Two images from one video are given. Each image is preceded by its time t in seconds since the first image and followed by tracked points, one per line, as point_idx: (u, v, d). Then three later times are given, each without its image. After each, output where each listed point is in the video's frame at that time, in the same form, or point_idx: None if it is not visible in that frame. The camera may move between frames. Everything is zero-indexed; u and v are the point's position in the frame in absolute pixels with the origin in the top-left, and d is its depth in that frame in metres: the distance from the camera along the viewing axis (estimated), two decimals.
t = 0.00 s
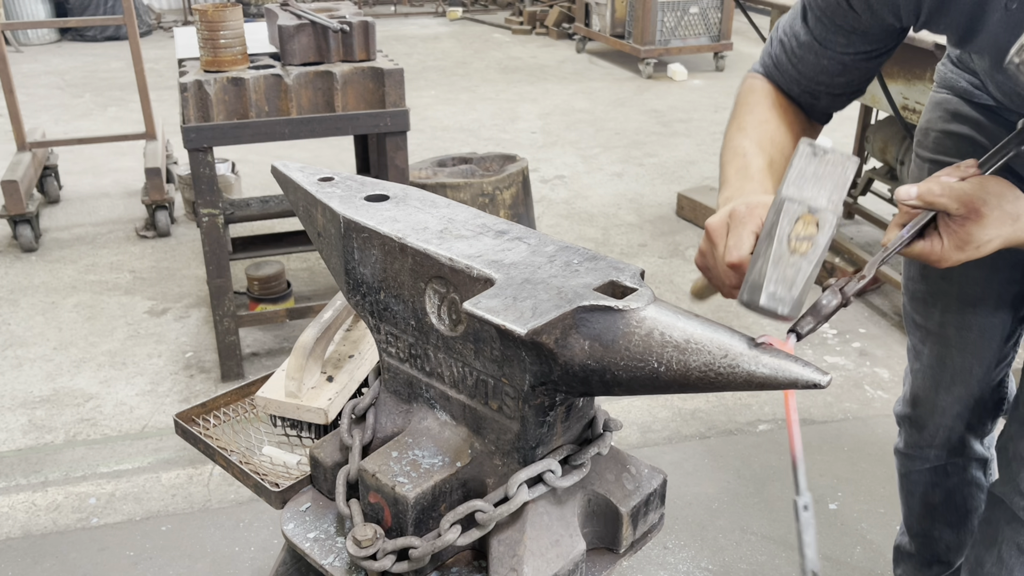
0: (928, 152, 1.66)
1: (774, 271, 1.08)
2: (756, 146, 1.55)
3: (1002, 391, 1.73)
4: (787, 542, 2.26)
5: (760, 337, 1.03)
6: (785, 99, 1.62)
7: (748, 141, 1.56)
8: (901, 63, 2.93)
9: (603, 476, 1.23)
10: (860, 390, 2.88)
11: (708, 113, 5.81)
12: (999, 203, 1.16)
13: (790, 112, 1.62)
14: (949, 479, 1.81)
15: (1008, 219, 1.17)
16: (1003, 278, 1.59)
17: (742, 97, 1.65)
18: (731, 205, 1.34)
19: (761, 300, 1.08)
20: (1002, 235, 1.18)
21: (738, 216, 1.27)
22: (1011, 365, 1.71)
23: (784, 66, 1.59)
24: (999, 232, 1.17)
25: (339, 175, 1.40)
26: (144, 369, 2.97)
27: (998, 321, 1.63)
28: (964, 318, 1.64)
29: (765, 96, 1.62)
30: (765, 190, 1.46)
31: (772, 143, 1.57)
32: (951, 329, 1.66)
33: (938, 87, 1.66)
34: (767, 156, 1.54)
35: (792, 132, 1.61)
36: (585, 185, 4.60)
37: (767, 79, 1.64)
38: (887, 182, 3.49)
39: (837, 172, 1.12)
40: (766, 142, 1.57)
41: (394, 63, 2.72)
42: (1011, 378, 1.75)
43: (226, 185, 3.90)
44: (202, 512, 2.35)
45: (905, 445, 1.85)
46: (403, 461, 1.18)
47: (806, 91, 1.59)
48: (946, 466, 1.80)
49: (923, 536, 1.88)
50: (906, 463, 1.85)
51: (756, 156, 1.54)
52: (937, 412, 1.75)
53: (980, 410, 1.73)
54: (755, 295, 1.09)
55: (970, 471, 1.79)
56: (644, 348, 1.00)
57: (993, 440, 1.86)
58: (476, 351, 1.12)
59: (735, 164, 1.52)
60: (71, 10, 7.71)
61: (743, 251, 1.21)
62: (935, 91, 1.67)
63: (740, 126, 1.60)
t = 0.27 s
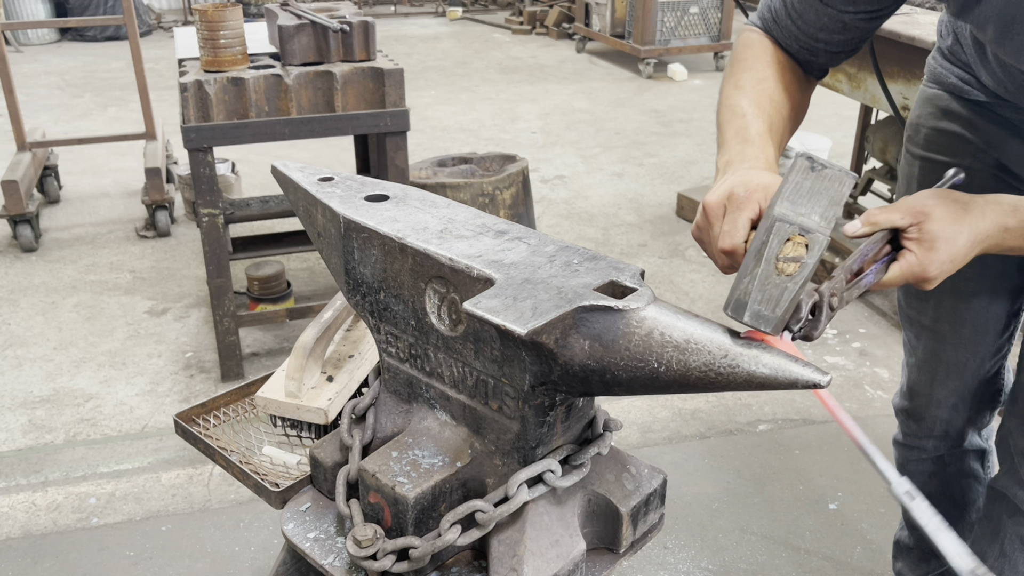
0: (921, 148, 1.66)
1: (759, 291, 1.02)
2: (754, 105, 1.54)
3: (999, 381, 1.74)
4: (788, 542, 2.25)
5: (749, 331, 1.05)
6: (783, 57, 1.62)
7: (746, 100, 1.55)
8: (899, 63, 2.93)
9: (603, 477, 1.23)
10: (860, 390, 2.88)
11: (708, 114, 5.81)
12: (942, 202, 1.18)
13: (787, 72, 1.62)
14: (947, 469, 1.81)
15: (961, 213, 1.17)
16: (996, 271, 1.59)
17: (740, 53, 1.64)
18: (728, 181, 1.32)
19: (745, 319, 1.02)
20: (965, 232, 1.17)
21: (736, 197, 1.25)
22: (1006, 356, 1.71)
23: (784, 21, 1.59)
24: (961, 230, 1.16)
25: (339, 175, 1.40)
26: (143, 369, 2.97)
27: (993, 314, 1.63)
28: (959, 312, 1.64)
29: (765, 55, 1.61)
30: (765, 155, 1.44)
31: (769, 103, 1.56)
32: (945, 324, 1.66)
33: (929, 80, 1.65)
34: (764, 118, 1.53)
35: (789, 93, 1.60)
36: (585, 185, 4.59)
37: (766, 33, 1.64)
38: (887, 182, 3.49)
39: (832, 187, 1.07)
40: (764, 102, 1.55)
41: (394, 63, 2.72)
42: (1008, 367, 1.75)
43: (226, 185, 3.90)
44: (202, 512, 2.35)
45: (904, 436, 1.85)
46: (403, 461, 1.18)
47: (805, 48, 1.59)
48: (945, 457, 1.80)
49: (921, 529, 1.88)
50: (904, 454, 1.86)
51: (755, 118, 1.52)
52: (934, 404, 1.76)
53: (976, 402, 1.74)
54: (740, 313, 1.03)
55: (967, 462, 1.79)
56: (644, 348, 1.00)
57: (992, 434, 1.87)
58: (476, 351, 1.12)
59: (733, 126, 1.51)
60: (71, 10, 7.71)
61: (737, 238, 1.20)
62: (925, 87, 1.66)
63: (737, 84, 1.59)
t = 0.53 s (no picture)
0: (909, 150, 1.66)
1: (749, 293, 1.01)
2: (748, 96, 1.55)
3: (988, 380, 1.74)
4: (787, 542, 2.26)
5: (745, 331, 1.05)
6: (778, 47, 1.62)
7: (740, 93, 1.56)
8: (899, 64, 2.93)
9: (603, 477, 1.23)
10: (860, 390, 2.88)
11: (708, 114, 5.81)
12: (953, 231, 1.19)
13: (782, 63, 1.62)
14: (940, 468, 1.81)
15: (968, 243, 1.19)
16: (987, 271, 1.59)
17: (734, 43, 1.64)
18: (719, 183, 1.34)
19: (740, 322, 1.03)
20: (963, 257, 1.18)
21: (727, 200, 1.26)
22: (995, 355, 1.72)
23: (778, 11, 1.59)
24: (960, 255, 1.18)
25: (339, 175, 1.40)
26: (143, 369, 2.97)
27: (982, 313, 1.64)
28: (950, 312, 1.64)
29: (760, 45, 1.62)
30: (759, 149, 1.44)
31: (764, 94, 1.57)
32: (934, 324, 1.66)
33: (917, 83, 1.65)
34: (759, 111, 1.53)
35: (783, 84, 1.61)
36: (585, 185, 4.59)
37: (759, 22, 1.64)
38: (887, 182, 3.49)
39: (804, 179, 1.03)
40: (758, 94, 1.56)
41: (394, 63, 2.72)
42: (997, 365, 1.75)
43: (226, 185, 3.90)
44: (202, 512, 2.35)
45: (896, 436, 1.85)
46: (403, 461, 1.18)
47: (800, 38, 1.59)
48: (937, 457, 1.80)
49: (918, 529, 1.87)
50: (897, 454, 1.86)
51: (750, 112, 1.53)
52: (924, 404, 1.76)
53: (966, 400, 1.74)
54: (733, 317, 1.03)
55: (961, 462, 1.80)
56: (644, 348, 1.00)
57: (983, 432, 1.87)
58: (476, 351, 1.12)
59: (727, 121, 1.52)
60: (71, 10, 7.71)
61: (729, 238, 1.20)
62: (913, 90, 1.67)
63: (731, 75, 1.60)
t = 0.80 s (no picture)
0: (902, 150, 1.66)
1: (751, 293, 1.01)
2: (743, 97, 1.55)
3: (981, 380, 1.74)
4: (787, 542, 2.26)
5: (745, 330, 1.05)
6: (772, 47, 1.62)
7: (736, 92, 1.56)
8: (900, 64, 2.93)
9: (603, 476, 1.23)
10: (860, 390, 2.88)
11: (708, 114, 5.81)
12: (957, 259, 1.19)
13: (777, 61, 1.62)
14: (935, 467, 1.81)
15: (969, 273, 1.19)
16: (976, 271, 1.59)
17: (728, 42, 1.64)
18: (719, 182, 1.34)
19: (741, 322, 1.03)
20: (965, 288, 1.19)
21: (728, 200, 1.26)
22: (986, 355, 1.72)
23: (768, 11, 1.59)
24: (962, 284, 1.18)
25: (339, 175, 1.40)
26: (143, 369, 2.97)
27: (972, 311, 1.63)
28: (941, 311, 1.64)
29: (753, 43, 1.61)
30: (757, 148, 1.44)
31: (759, 94, 1.57)
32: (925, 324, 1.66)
33: (909, 84, 1.65)
34: (754, 110, 1.54)
35: (779, 82, 1.61)
36: (585, 185, 4.59)
37: (751, 22, 1.63)
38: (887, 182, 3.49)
39: (811, 180, 1.02)
40: (754, 93, 1.56)
41: (394, 63, 2.72)
42: (990, 364, 1.75)
43: (226, 185, 3.90)
44: (202, 512, 2.35)
45: (890, 436, 1.85)
46: (403, 461, 1.18)
47: (792, 39, 1.59)
48: (932, 456, 1.80)
49: (915, 528, 1.88)
50: (891, 454, 1.86)
51: (746, 111, 1.53)
52: (916, 404, 1.76)
53: (959, 400, 1.74)
54: (735, 317, 1.03)
55: (955, 461, 1.80)
56: (644, 348, 1.00)
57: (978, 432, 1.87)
58: (476, 351, 1.12)
59: (724, 119, 1.51)
60: (71, 10, 7.71)
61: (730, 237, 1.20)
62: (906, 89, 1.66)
63: (726, 75, 1.59)
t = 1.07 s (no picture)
0: (899, 150, 1.66)
1: (751, 294, 1.01)
2: (740, 97, 1.55)
3: (978, 380, 1.74)
4: (787, 542, 2.26)
5: (745, 331, 1.05)
6: (769, 49, 1.62)
7: (733, 93, 1.56)
8: (900, 64, 2.93)
9: (603, 476, 1.23)
10: (860, 390, 2.88)
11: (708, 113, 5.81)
12: (958, 251, 1.19)
13: (774, 62, 1.62)
14: (932, 468, 1.81)
15: (969, 264, 1.20)
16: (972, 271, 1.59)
17: (725, 44, 1.64)
18: (718, 182, 1.34)
19: (741, 322, 1.03)
20: (965, 278, 1.19)
21: (727, 200, 1.26)
22: (983, 354, 1.72)
23: (765, 13, 1.59)
24: (962, 275, 1.18)
25: (339, 175, 1.40)
26: (143, 369, 2.97)
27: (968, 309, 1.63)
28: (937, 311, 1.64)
29: (749, 45, 1.62)
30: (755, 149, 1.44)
31: (756, 94, 1.57)
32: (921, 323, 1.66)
33: (906, 84, 1.65)
34: (753, 110, 1.54)
35: (776, 83, 1.61)
36: (585, 185, 4.59)
37: (749, 24, 1.64)
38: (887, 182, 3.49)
39: (808, 178, 1.01)
40: (751, 94, 1.57)
41: (394, 63, 2.72)
42: (986, 364, 1.75)
43: (226, 185, 3.90)
44: (202, 512, 2.35)
45: (888, 436, 1.85)
46: (403, 461, 1.18)
47: (789, 40, 1.59)
48: (929, 456, 1.80)
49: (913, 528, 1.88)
50: (889, 454, 1.86)
51: (744, 111, 1.53)
52: (913, 404, 1.76)
53: (955, 400, 1.74)
54: (736, 317, 1.03)
55: (952, 461, 1.79)
56: (644, 348, 1.00)
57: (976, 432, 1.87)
58: (476, 351, 1.12)
59: (722, 120, 1.52)
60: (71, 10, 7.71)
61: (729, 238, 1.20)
62: (902, 90, 1.66)
63: (723, 77, 1.60)
